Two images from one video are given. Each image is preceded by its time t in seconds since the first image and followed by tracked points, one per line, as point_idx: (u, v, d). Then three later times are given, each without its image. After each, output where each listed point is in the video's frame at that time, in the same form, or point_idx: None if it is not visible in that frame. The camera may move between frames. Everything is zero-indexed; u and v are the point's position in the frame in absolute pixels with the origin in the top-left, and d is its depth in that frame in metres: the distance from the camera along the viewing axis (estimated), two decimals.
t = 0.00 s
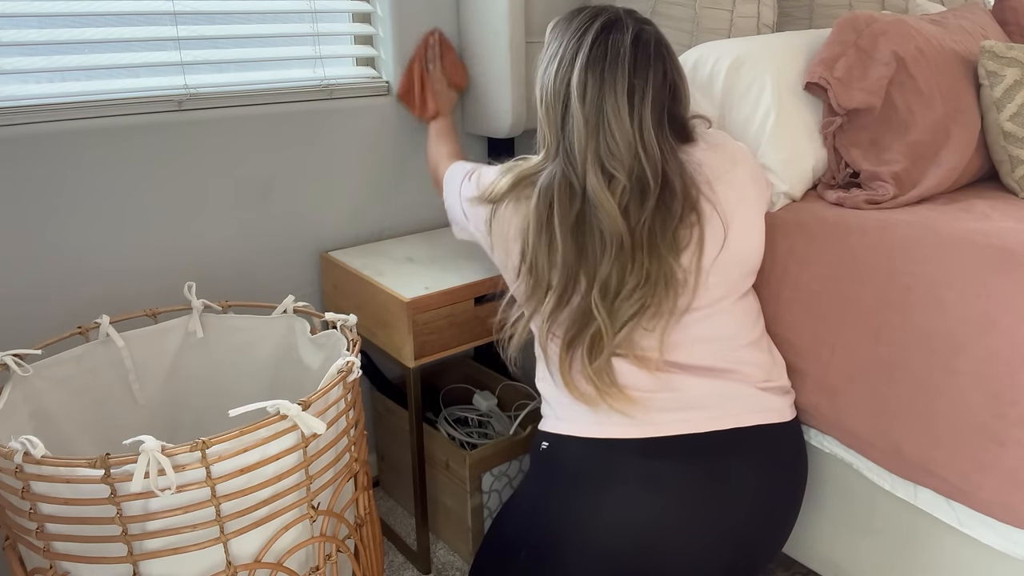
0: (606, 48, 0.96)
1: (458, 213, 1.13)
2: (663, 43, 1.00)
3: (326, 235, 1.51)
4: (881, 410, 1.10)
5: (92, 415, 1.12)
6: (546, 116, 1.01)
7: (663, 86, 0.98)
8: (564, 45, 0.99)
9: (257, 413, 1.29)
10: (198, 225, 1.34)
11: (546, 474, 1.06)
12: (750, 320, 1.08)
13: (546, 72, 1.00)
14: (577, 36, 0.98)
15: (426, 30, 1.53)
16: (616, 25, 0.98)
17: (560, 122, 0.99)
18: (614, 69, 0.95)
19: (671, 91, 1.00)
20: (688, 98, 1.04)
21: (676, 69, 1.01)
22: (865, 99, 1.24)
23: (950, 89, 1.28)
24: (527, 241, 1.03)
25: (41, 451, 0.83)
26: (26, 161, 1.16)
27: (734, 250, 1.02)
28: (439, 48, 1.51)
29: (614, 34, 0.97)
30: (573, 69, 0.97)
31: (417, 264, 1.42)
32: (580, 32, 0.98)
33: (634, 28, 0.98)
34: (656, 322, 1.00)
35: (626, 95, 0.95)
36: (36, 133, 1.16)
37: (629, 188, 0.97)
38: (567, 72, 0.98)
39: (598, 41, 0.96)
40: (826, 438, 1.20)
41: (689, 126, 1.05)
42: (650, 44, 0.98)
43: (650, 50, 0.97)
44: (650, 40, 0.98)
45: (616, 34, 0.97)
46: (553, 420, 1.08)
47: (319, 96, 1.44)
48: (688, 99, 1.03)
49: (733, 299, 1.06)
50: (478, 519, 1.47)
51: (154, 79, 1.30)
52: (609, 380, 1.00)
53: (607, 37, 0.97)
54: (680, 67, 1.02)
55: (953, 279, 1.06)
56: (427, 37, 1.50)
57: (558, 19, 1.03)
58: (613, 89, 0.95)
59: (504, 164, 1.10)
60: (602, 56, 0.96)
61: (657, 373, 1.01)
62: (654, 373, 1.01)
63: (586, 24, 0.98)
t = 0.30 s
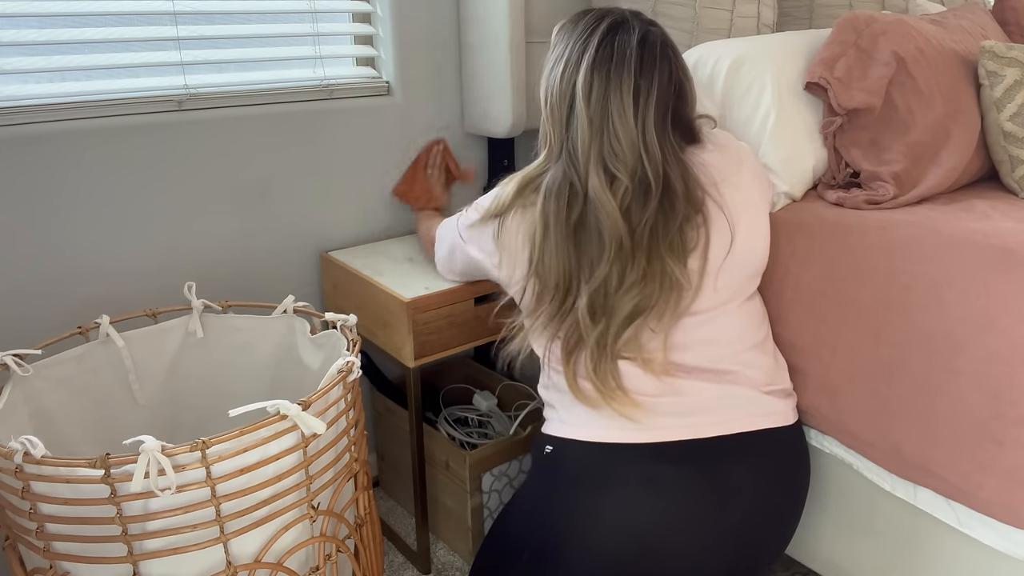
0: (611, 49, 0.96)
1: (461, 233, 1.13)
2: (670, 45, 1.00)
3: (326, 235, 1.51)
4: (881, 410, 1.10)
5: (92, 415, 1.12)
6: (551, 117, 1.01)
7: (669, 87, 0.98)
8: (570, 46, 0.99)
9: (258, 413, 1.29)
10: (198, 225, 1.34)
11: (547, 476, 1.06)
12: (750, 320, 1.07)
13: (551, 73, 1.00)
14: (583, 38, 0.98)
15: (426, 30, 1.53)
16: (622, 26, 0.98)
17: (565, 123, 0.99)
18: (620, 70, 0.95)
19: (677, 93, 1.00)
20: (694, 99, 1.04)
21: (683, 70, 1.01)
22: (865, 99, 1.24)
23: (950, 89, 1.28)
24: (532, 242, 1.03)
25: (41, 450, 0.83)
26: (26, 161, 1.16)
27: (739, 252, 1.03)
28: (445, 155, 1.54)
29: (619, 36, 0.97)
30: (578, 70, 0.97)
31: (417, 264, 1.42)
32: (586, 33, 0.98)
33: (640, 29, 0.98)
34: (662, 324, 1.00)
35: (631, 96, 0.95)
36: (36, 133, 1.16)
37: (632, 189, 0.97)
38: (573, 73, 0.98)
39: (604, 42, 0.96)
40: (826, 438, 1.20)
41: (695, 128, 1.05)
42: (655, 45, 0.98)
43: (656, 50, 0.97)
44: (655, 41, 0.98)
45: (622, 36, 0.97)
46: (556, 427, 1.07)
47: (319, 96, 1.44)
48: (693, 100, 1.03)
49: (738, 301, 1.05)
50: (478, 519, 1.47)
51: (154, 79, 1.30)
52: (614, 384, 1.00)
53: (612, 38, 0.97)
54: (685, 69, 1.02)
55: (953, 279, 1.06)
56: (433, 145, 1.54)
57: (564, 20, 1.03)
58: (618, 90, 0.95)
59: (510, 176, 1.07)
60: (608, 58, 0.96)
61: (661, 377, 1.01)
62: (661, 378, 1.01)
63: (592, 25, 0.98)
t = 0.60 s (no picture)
0: (606, 48, 0.96)
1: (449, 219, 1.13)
2: (665, 44, 1.00)
3: (326, 235, 1.51)
4: (881, 410, 1.10)
5: (92, 415, 1.12)
6: (546, 115, 1.01)
7: (663, 87, 0.98)
8: (565, 46, 0.99)
9: (258, 413, 1.29)
10: (198, 225, 1.34)
11: (546, 475, 1.06)
12: (749, 320, 1.07)
13: (546, 71, 1.00)
14: (578, 37, 0.98)
15: (426, 30, 1.53)
16: (618, 25, 0.98)
17: (559, 121, 0.99)
18: (614, 69, 0.95)
19: (671, 91, 1.00)
20: (689, 98, 1.04)
21: (677, 69, 1.01)
22: (865, 99, 1.24)
23: (950, 89, 1.28)
24: (526, 239, 1.03)
25: (41, 451, 0.83)
26: (27, 161, 1.16)
27: (732, 248, 1.03)
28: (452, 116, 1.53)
29: (614, 35, 0.97)
30: (573, 70, 0.97)
31: (417, 265, 1.42)
32: (581, 32, 0.98)
33: (635, 28, 0.98)
34: (652, 320, 1.00)
35: (625, 96, 0.95)
36: (36, 133, 1.16)
37: (625, 187, 0.97)
38: (568, 72, 0.98)
39: (599, 42, 0.96)
40: (826, 438, 1.20)
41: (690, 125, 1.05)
42: (650, 44, 0.98)
43: (650, 50, 0.97)
44: (650, 40, 0.98)
45: (617, 34, 0.97)
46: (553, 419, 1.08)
47: (320, 96, 1.44)
48: (687, 99, 1.03)
49: (732, 295, 1.06)
50: (478, 519, 1.47)
51: (154, 79, 1.30)
52: (605, 380, 1.00)
53: (607, 37, 0.97)
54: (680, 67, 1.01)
55: (953, 279, 1.06)
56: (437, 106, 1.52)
57: (560, 19, 1.03)
58: (612, 90, 0.95)
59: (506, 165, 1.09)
60: (602, 57, 0.96)
61: (653, 370, 1.01)
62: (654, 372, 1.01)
63: (587, 24, 0.98)
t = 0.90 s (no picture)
0: (606, 47, 0.96)
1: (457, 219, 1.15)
2: (663, 44, 1.00)
3: (326, 235, 1.51)
4: (881, 410, 1.10)
5: (92, 415, 1.12)
6: (546, 116, 1.00)
7: (663, 86, 0.98)
8: (564, 46, 0.99)
9: (258, 413, 1.29)
10: (197, 225, 1.34)
11: (546, 476, 1.06)
12: (750, 319, 1.07)
13: (545, 71, 1.00)
14: (577, 36, 0.98)
15: (426, 30, 1.53)
16: (616, 25, 0.98)
17: (560, 121, 0.99)
18: (614, 68, 0.95)
19: (671, 90, 1.00)
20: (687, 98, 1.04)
21: (676, 69, 1.01)
22: (865, 99, 1.24)
23: (950, 89, 1.28)
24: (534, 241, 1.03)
25: (41, 450, 0.83)
26: (27, 160, 1.16)
27: (734, 250, 1.03)
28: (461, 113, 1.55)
29: (613, 34, 0.97)
30: (572, 69, 0.97)
31: (417, 264, 1.42)
32: (580, 32, 0.98)
33: (634, 27, 0.98)
34: (659, 323, 1.00)
35: (626, 94, 0.95)
36: (36, 133, 1.16)
37: (628, 187, 0.97)
38: (568, 72, 0.97)
39: (599, 41, 0.96)
40: (826, 438, 1.20)
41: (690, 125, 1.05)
42: (649, 44, 0.98)
43: (650, 49, 0.98)
44: (649, 39, 0.98)
45: (616, 34, 0.97)
46: (554, 427, 1.07)
47: (320, 96, 1.44)
48: (685, 99, 1.03)
49: (733, 298, 1.06)
50: (478, 519, 1.47)
51: (154, 79, 1.30)
52: (613, 384, 1.00)
53: (606, 37, 0.97)
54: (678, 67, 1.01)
55: (953, 279, 1.06)
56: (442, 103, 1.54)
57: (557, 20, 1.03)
58: (614, 89, 0.95)
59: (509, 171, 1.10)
60: (602, 56, 0.96)
61: (659, 376, 1.01)
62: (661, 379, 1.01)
63: (586, 24, 0.98)
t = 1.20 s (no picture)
0: (614, 47, 0.96)
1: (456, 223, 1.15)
2: (669, 44, 1.00)
3: (326, 235, 1.51)
4: (881, 411, 1.10)
5: (92, 416, 1.12)
6: (554, 114, 1.00)
7: (672, 86, 0.99)
8: (570, 45, 0.98)
9: (258, 413, 1.29)
10: (197, 226, 1.34)
11: (546, 477, 1.06)
12: (750, 318, 1.07)
13: (553, 70, 1.00)
14: (584, 36, 0.98)
15: (426, 30, 1.53)
16: (622, 25, 0.98)
17: (569, 120, 0.98)
18: (624, 68, 0.95)
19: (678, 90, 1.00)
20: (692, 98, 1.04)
21: (682, 69, 1.01)
22: (865, 100, 1.24)
23: (950, 90, 1.28)
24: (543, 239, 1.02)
25: (41, 450, 0.83)
26: (27, 160, 1.16)
27: (739, 250, 1.03)
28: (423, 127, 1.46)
29: (620, 33, 0.97)
30: (582, 68, 0.96)
31: (417, 265, 1.42)
32: (586, 32, 0.98)
33: (640, 27, 0.98)
34: (666, 321, 1.00)
35: (636, 93, 0.95)
36: (37, 133, 1.16)
37: (641, 185, 0.97)
38: (576, 71, 0.97)
39: (604, 40, 0.96)
40: (826, 438, 1.20)
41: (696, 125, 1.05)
42: (654, 44, 0.98)
43: (657, 50, 0.98)
44: (655, 39, 0.98)
45: (623, 33, 0.97)
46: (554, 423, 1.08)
47: (319, 96, 1.44)
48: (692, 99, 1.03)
49: (736, 299, 1.05)
50: (478, 519, 1.47)
51: (155, 79, 1.30)
52: (616, 382, 1.00)
53: (613, 36, 0.97)
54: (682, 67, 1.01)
55: (952, 279, 1.06)
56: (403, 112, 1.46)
57: (561, 20, 1.03)
58: (626, 88, 0.95)
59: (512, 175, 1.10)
60: (611, 55, 0.96)
61: (662, 376, 1.01)
62: (667, 378, 1.01)
63: (591, 24, 0.98)
